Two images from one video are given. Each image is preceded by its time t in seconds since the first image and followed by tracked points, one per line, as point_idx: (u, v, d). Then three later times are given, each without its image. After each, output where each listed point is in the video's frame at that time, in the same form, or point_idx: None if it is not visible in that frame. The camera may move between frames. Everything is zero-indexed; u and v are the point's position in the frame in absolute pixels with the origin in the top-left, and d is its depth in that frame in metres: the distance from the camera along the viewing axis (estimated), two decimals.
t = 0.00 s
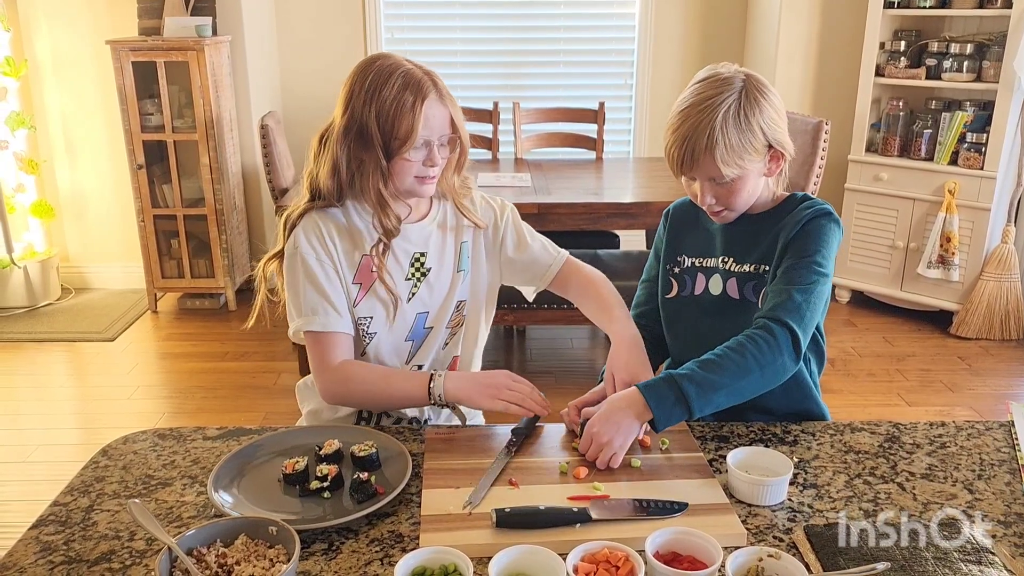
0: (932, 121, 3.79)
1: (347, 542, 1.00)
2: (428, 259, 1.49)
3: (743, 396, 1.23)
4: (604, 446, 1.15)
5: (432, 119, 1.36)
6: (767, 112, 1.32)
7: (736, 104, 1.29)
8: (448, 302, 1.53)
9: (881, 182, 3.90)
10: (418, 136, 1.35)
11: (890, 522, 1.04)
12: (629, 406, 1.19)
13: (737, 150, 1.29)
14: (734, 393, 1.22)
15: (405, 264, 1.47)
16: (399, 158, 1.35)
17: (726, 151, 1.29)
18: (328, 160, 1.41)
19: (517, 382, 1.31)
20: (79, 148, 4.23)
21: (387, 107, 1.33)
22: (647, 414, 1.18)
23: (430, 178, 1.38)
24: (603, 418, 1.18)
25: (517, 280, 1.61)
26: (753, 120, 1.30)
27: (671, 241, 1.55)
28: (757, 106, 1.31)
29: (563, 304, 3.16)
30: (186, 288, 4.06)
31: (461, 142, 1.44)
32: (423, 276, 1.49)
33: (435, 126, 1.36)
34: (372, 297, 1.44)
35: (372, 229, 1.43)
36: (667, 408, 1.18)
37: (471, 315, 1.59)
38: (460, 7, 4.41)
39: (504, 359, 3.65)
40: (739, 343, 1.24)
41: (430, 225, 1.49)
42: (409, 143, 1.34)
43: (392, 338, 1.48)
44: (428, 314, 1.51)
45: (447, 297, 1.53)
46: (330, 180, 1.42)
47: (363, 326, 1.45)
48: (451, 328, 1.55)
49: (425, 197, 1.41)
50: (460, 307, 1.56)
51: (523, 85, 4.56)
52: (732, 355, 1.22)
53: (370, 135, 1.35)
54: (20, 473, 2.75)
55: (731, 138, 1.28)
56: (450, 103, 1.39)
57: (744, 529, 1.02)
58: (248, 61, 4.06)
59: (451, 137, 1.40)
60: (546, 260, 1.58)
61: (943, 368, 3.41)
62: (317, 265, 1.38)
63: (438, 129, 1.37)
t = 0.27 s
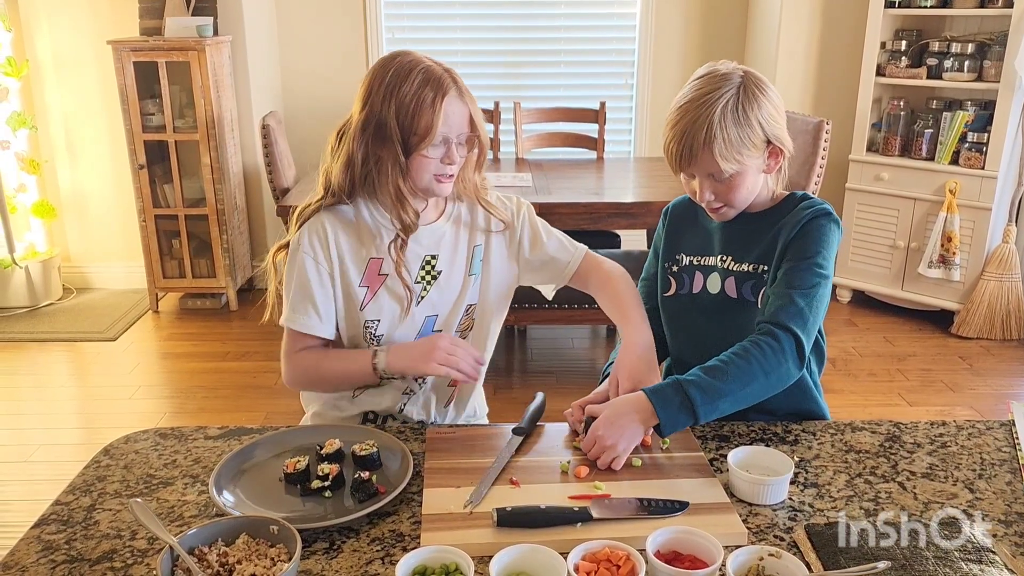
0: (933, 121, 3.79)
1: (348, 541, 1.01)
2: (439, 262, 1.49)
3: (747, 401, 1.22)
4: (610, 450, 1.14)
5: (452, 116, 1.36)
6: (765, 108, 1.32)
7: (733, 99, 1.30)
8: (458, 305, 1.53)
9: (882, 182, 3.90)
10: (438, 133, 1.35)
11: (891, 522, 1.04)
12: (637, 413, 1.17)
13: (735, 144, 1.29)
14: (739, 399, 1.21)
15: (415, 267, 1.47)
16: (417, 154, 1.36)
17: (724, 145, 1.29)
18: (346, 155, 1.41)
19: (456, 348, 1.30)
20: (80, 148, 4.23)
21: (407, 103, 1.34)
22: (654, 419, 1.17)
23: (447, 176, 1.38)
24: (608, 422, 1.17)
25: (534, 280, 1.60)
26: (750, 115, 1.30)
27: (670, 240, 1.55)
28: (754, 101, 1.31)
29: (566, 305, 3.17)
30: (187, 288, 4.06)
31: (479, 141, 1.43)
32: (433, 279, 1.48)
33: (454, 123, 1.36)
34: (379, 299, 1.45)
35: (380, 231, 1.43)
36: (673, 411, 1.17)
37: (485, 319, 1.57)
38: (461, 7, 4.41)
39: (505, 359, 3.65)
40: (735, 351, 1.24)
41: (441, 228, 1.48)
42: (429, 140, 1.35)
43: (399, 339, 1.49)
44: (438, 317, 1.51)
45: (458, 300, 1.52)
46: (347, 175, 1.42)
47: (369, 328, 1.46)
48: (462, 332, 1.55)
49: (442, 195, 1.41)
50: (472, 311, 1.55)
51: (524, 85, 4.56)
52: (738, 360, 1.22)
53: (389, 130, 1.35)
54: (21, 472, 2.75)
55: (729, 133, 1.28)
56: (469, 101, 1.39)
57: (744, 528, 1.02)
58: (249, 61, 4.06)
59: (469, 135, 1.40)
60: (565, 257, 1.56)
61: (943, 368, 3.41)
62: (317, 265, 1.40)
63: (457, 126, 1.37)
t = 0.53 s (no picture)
0: (933, 121, 3.79)
1: (349, 540, 1.01)
2: (440, 264, 1.49)
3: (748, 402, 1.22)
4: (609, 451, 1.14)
5: (468, 121, 1.36)
6: (763, 106, 1.33)
7: (732, 97, 1.30)
8: (459, 308, 1.53)
9: (882, 182, 3.90)
10: (452, 137, 1.35)
11: (891, 522, 1.04)
12: (639, 417, 1.17)
13: (734, 142, 1.29)
14: (740, 400, 1.21)
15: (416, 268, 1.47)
16: (430, 157, 1.36)
17: (724, 143, 1.29)
18: (359, 150, 1.42)
19: (419, 362, 1.34)
20: (81, 148, 4.23)
21: (424, 105, 1.34)
22: (655, 421, 1.17)
23: (457, 180, 1.39)
24: (609, 424, 1.17)
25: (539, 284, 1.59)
26: (749, 113, 1.31)
27: (670, 240, 1.55)
28: (753, 99, 1.32)
29: (566, 305, 3.18)
30: (188, 288, 4.07)
31: (494, 148, 1.43)
32: (434, 281, 1.49)
33: (470, 128, 1.36)
34: (378, 300, 1.45)
35: (381, 233, 1.44)
36: (675, 414, 1.17)
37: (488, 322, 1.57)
38: (462, 7, 4.41)
39: (506, 360, 3.66)
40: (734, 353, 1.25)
41: (444, 230, 1.49)
42: (443, 143, 1.34)
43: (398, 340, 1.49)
44: (438, 319, 1.51)
45: (458, 303, 1.52)
46: (358, 169, 1.44)
47: (368, 327, 1.47)
48: (462, 335, 1.55)
49: (451, 198, 1.41)
50: (473, 313, 1.55)
51: (524, 85, 4.56)
52: (739, 361, 1.22)
53: (403, 130, 1.35)
54: (23, 472, 2.75)
55: (728, 131, 1.29)
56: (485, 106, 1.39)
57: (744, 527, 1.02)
58: (250, 61, 4.07)
59: (483, 142, 1.40)
60: (571, 259, 1.56)
61: (943, 368, 3.41)
62: (313, 262, 1.43)
63: (472, 131, 1.37)
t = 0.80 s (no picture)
0: (933, 122, 3.79)
1: (350, 540, 1.01)
2: (439, 265, 1.49)
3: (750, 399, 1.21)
4: (607, 435, 1.16)
5: (469, 124, 1.36)
6: (764, 104, 1.33)
7: (732, 96, 1.30)
8: (459, 308, 1.53)
9: (882, 183, 3.91)
10: (454, 140, 1.35)
11: (891, 522, 1.04)
12: (647, 405, 1.16)
13: (734, 141, 1.30)
14: (744, 394, 1.21)
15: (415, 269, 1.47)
16: (430, 160, 1.36)
17: (724, 142, 1.29)
18: (359, 151, 1.42)
19: (421, 362, 1.34)
20: (82, 149, 4.24)
21: (426, 107, 1.34)
22: (661, 409, 1.16)
23: (457, 183, 1.39)
24: (616, 401, 1.16)
25: (540, 283, 1.59)
26: (750, 111, 1.31)
27: (671, 240, 1.56)
28: (754, 98, 1.32)
29: (566, 305, 3.18)
30: (188, 288, 4.07)
31: (493, 150, 1.43)
32: (433, 281, 1.49)
33: (471, 130, 1.37)
34: (378, 301, 1.45)
35: (379, 234, 1.44)
36: (681, 404, 1.16)
37: (487, 322, 1.57)
38: (462, 8, 4.41)
39: (506, 360, 3.66)
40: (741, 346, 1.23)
41: (442, 230, 1.49)
42: (444, 146, 1.35)
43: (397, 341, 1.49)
44: (437, 319, 1.51)
45: (458, 303, 1.52)
46: (358, 170, 1.44)
47: (367, 328, 1.47)
48: (462, 335, 1.55)
49: (450, 201, 1.42)
50: (473, 314, 1.55)
51: (524, 86, 4.56)
52: (746, 356, 1.21)
53: (404, 132, 1.35)
54: (23, 472, 2.76)
55: (728, 129, 1.29)
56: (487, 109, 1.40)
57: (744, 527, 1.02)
58: (251, 62, 4.07)
59: (484, 145, 1.40)
60: (571, 258, 1.56)
61: (943, 368, 3.41)
62: (313, 263, 1.43)
63: (473, 134, 1.37)
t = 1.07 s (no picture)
0: (933, 123, 3.79)
1: (350, 540, 1.01)
2: (435, 266, 1.49)
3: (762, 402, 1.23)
4: (617, 412, 1.14)
5: (459, 126, 1.37)
6: (768, 99, 1.33)
7: (736, 89, 1.31)
8: (456, 309, 1.52)
9: (881, 184, 3.91)
10: (444, 143, 1.35)
11: (890, 523, 1.04)
12: (669, 396, 1.17)
13: (738, 132, 1.30)
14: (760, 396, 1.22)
15: (410, 271, 1.47)
16: (422, 163, 1.36)
17: (729, 133, 1.29)
18: (350, 156, 1.43)
19: (413, 367, 1.34)
20: (83, 149, 4.24)
21: (415, 110, 1.34)
22: (682, 403, 1.17)
23: (449, 185, 1.39)
24: (638, 382, 1.16)
25: (543, 279, 1.59)
26: (754, 104, 1.31)
27: (672, 243, 1.56)
28: (756, 91, 1.32)
29: (566, 305, 3.19)
30: (188, 289, 4.07)
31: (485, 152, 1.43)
32: (428, 283, 1.49)
33: (461, 133, 1.37)
34: (373, 304, 1.45)
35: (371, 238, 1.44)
36: (703, 401, 1.17)
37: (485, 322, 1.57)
38: (462, 8, 4.42)
39: (507, 361, 3.66)
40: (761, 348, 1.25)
41: (437, 232, 1.49)
42: (435, 149, 1.35)
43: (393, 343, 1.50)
44: (433, 321, 1.51)
45: (454, 305, 1.52)
46: (350, 175, 1.44)
47: (364, 331, 1.47)
48: (460, 336, 1.55)
49: (444, 203, 1.42)
50: (471, 315, 1.55)
51: (524, 87, 4.57)
52: (768, 358, 1.23)
53: (394, 137, 1.35)
54: (23, 473, 2.76)
55: (732, 122, 1.29)
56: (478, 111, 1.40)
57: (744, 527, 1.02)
58: (251, 62, 4.07)
59: (475, 146, 1.40)
60: (570, 257, 1.56)
61: (943, 369, 3.41)
62: (308, 267, 1.43)
63: (464, 135, 1.37)
